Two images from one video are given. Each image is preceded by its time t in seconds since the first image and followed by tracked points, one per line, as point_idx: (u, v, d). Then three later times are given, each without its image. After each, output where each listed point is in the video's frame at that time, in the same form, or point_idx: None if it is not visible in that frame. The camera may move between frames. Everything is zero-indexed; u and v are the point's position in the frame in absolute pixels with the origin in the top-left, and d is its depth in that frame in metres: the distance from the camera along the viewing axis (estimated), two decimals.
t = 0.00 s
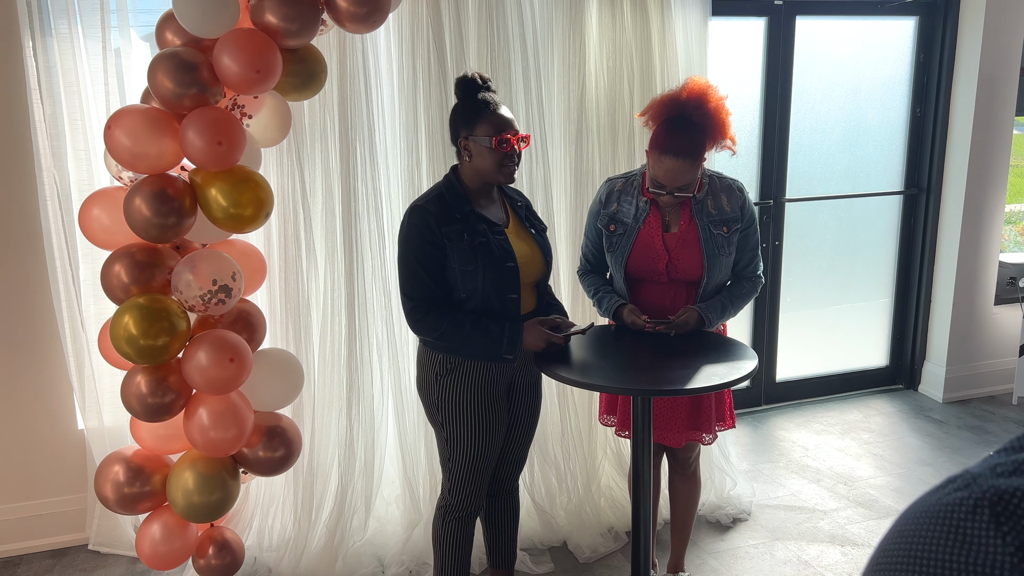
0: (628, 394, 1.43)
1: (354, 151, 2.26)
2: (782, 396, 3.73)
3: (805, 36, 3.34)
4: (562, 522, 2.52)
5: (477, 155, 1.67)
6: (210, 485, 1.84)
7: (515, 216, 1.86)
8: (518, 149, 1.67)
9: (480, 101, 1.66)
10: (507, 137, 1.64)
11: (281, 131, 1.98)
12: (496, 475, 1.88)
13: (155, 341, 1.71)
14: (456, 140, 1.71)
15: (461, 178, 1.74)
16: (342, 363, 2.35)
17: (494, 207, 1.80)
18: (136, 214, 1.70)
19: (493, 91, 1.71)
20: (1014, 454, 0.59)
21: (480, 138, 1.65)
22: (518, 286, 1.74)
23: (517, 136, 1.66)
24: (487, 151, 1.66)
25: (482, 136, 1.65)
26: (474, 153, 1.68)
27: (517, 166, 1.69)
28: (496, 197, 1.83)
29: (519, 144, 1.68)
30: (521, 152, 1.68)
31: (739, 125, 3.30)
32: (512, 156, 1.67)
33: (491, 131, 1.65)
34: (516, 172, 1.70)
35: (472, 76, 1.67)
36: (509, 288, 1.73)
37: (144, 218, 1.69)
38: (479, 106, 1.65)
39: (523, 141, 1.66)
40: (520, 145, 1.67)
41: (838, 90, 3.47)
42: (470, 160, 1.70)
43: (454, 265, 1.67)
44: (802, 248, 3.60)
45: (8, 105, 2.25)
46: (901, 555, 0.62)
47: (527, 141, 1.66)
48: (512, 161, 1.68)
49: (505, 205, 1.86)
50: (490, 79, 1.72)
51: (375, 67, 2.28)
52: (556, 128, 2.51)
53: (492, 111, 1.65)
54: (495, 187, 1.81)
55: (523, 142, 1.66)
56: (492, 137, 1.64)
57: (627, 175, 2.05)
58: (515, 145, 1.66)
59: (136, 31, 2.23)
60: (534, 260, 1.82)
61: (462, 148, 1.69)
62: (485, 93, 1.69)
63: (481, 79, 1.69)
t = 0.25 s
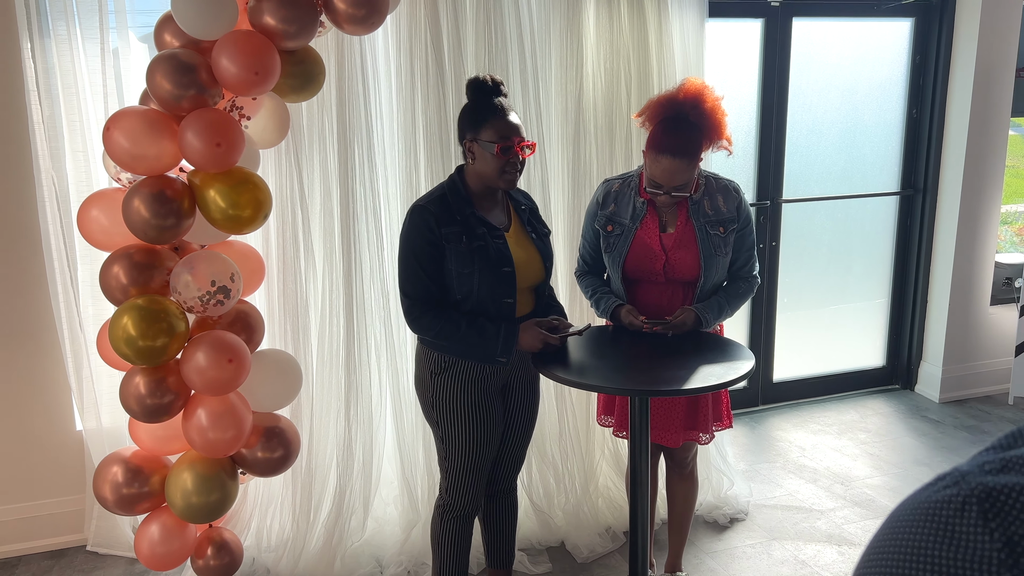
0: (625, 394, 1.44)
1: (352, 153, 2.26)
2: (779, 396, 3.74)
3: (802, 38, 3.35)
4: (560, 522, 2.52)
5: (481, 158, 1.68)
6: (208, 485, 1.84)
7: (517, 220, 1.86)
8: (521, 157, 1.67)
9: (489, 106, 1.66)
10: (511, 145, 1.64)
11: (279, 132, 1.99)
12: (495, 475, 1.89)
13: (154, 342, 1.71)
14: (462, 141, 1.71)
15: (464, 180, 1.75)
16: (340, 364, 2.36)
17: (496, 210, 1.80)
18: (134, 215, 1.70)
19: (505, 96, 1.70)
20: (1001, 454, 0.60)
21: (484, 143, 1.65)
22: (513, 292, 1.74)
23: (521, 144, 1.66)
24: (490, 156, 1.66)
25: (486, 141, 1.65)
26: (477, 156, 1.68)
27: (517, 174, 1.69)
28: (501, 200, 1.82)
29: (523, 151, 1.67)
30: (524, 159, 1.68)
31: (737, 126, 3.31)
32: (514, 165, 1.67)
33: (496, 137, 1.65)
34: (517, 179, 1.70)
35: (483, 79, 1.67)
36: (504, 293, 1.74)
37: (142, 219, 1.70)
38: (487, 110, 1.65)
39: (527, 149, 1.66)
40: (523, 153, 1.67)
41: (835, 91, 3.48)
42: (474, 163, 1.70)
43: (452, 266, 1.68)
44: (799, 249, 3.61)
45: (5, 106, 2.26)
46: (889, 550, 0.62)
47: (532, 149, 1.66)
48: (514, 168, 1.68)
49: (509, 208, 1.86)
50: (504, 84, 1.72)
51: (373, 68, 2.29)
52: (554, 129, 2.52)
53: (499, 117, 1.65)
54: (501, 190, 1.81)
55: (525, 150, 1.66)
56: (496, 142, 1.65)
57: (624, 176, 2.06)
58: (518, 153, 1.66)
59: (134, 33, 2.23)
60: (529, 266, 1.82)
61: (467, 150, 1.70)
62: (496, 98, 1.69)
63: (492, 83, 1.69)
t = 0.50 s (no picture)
0: (622, 395, 1.44)
1: (350, 154, 2.26)
2: (777, 397, 3.75)
3: (799, 39, 3.36)
4: (557, 523, 2.53)
5: (480, 159, 1.68)
6: (206, 486, 1.85)
7: (517, 220, 1.86)
8: (520, 157, 1.68)
9: (489, 107, 1.66)
10: (510, 146, 1.65)
11: (276, 133, 1.99)
12: (496, 477, 1.89)
13: (152, 343, 1.71)
14: (460, 141, 1.72)
15: (464, 181, 1.75)
16: (338, 365, 2.36)
17: (496, 211, 1.80)
18: (132, 216, 1.70)
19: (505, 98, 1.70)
20: (992, 455, 0.60)
21: (483, 143, 1.65)
22: (513, 292, 1.75)
23: (520, 145, 1.66)
24: (489, 157, 1.67)
25: (485, 142, 1.65)
26: (476, 157, 1.69)
27: (516, 174, 1.69)
28: (501, 201, 1.82)
29: (522, 152, 1.68)
30: (523, 160, 1.68)
31: (734, 127, 3.32)
32: (512, 165, 1.67)
33: (494, 138, 1.65)
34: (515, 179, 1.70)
35: (483, 81, 1.67)
36: (505, 293, 1.74)
37: (140, 220, 1.70)
38: (485, 111, 1.65)
39: (526, 150, 1.66)
40: (522, 153, 1.67)
41: (832, 93, 3.49)
42: (472, 163, 1.71)
43: (452, 267, 1.68)
44: (796, 250, 3.61)
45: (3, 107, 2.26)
46: (881, 553, 0.62)
47: (531, 150, 1.66)
48: (512, 168, 1.68)
49: (509, 208, 1.86)
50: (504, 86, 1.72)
51: (371, 69, 2.29)
52: (551, 131, 2.52)
53: (499, 118, 1.65)
54: (501, 191, 1.81)
55: (524, 151, 1.66)
56: (494, 143, 1.65)
57: (621, 177, 2.06)
58: (517, 154, 1.66)
59: (132, 33, 2.23)
60: (530, 267, 1.82)
61: (466, 150, 1.70)
62: (496, 99, 1.69)
63: (493, 84, 1.69)
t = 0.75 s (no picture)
0: (620, 395, 1.44)
1: (349, 154, 2.26)
2: (776, 398, 3.75)
3: (799, 40, 3.36)
4: (556, 524, 2.53)
5: (477, 157, 1.68)
6: (204, 486, 1.84)
7: (517, 220, 1.86)
8: (518, 152, 1.68)
9: (481, 104, 1.66)
10: (506, 141, 1.65)
11: (275, 133, 1.99)
12: (499, 479, 1.89)
13: (149, 343, 1.71)
14: (457, 141, 1.72)
15: (462, 181, 1.74)
16: (336, 365, 2.36)
17: (496, 210, 1.80)
18: (130, 216, 1.70)
19: (494, 94, 1.71)
20: (990, 458, 0.57)
21: (479, 140, 1.65)
22: (516, 291, 1.75)
23: (516, 139, 1.67)
24: (487, 153, 1.66)
25: (482, 139, 1.65)
26: (474, 155, 1.68)
27: (516, 169, 1.69)
28: (499, 200, 1.83)
29: (519, 147, 1.68)
30: (520, 155, 1.68)
31: (733, 127, 3.32)
32: (511, 160, 1.67)
33: (491, 134, 1.65)
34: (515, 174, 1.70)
35: (473, 78, 1.68)
36: (507, 291, 1.74)
37: (138, 221, 1.70)
38: (480, 109, 1.66)
39: (523, 144, 1.67)
40: (519, 148, 1.68)
41: (832, 93, 3.49)
42: (470, 162, 1.71)
43: (453, 268, 1.68)
44: (795, 250, 3.61)
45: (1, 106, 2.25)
46: (876, 559, 0.59)
47: (527, 144, 1.66)
48: (511, 164, 1.68)
49: (508, 208, 1.86)
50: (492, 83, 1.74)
51: (369, 70, 2.29)
52: (550, 131, 2.52)
53: (493, 114, 1.66)
54: (499, 190, 1.81)
55: (522, 145, 1.66)
56: (492, 139, 1.65)
57: (619, 178, 2.06)
58: (514, 148, 1.66)
59: (131, 33, 2.23)
60: (534, 264, 1.82)
61: (463, 150, 1.70)
62: (487, 96, 1.70)
63: (482, 82, 1.70)
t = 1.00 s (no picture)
0: (618, 396, 1.44)
1: (348, 154, 2.26)
2: (775, 399, 3.74)
3: (799, 40, 3.36)
4: (554, 524, 2.53)
5: (478, 157, 1.68)
6: (203, 485, 1.84)
7: (516, 220, 1.86)
8: (519, 153, 1.68)
9: (482, 104, 1.66)
10: (508, 141, 1.65)
11: (274, 133, 1.99)
12: (495, 479, 1.89)
13: (148, 342, 1.71)
14: (456, 141, 1.72)
15: (462, 181, 1.74)
16: (335, 365, 2.36)
17: (495, 211, 1.80)
18: (129, 215, 1.70)
19: (495, 95, 1.71)
20: (982, 462, 0.54)
21: (480, 141, 1.65)
22: (517, 292, 1.75)
23: (517, 140, 1.67)
24: (488, 154, 1.66)
25: (483, 139, 1.65)
26: (474, 156, 1.68)
27: (516, 170, 1.69)
28: (497, 201, 1.82)
29: (519, 148, 1.68)
30: (521, 155, 1.69)
31: (733, 128, 3.32)
32: (512, 160, 1.68)
33: (492, 135, 1.65)
34: (516, 175, 1.70)
35: (475, 78, 1.68)
36: (509, 293, 1.74)
37: (137, 220, 1.70)
38: (481, 109, 1.66)
39: (524, 145, 1.67)
40: (521, 149, 1.68)
41: (832, 94, 3.49)
42: (470, 162, 1.70)
43: (454, 269, 1.68)
44: (795, 251, 3.61)
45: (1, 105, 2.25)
46: (867, 567, 0.57)
47: (528, 145, 1.67)
48: (512, 165, 1.68)
49: (506, 209, 1.86)
50: (493, 83, 1.73)
51: (369, 69, 2.29)
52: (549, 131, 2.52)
53: (494, 115, 1.66)
54: (497, 191, 1.81)
55: (523, 146, 1.66)
56: (493, 139, 1.65)
57: (618, 178, 2.06)
58: (515, 149, 1.66)
59: (131, 33, 2.23)
60: (534, 265, 1.82)
61: (462, 150, 1.70)
62: (488, 96, 1.70)
63: (483, 82, 1.70)
